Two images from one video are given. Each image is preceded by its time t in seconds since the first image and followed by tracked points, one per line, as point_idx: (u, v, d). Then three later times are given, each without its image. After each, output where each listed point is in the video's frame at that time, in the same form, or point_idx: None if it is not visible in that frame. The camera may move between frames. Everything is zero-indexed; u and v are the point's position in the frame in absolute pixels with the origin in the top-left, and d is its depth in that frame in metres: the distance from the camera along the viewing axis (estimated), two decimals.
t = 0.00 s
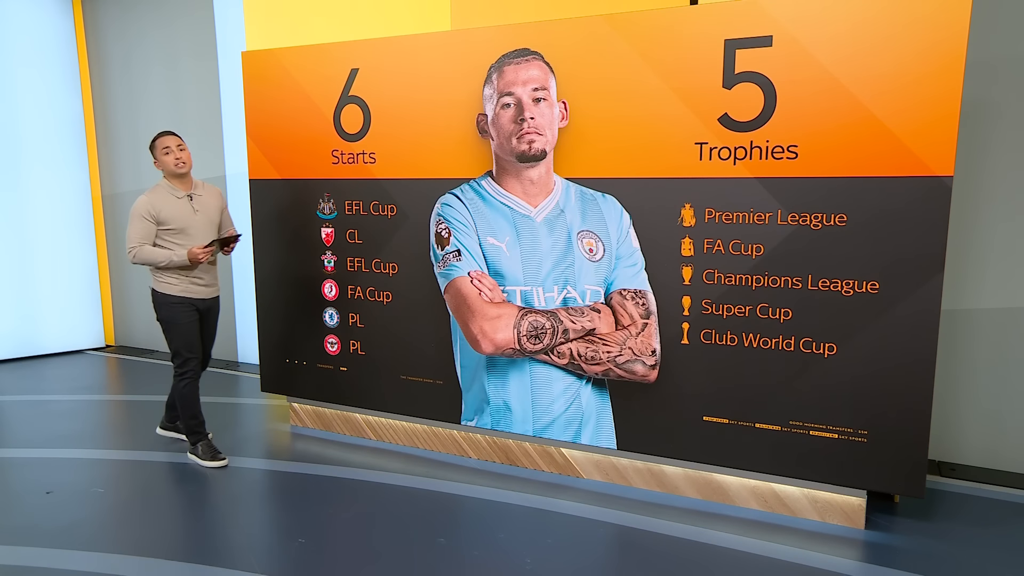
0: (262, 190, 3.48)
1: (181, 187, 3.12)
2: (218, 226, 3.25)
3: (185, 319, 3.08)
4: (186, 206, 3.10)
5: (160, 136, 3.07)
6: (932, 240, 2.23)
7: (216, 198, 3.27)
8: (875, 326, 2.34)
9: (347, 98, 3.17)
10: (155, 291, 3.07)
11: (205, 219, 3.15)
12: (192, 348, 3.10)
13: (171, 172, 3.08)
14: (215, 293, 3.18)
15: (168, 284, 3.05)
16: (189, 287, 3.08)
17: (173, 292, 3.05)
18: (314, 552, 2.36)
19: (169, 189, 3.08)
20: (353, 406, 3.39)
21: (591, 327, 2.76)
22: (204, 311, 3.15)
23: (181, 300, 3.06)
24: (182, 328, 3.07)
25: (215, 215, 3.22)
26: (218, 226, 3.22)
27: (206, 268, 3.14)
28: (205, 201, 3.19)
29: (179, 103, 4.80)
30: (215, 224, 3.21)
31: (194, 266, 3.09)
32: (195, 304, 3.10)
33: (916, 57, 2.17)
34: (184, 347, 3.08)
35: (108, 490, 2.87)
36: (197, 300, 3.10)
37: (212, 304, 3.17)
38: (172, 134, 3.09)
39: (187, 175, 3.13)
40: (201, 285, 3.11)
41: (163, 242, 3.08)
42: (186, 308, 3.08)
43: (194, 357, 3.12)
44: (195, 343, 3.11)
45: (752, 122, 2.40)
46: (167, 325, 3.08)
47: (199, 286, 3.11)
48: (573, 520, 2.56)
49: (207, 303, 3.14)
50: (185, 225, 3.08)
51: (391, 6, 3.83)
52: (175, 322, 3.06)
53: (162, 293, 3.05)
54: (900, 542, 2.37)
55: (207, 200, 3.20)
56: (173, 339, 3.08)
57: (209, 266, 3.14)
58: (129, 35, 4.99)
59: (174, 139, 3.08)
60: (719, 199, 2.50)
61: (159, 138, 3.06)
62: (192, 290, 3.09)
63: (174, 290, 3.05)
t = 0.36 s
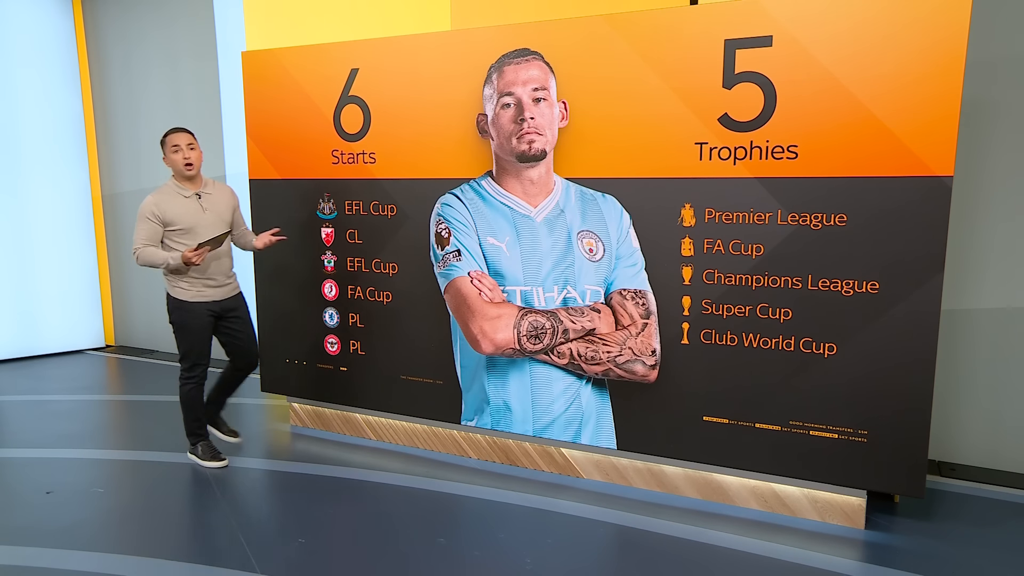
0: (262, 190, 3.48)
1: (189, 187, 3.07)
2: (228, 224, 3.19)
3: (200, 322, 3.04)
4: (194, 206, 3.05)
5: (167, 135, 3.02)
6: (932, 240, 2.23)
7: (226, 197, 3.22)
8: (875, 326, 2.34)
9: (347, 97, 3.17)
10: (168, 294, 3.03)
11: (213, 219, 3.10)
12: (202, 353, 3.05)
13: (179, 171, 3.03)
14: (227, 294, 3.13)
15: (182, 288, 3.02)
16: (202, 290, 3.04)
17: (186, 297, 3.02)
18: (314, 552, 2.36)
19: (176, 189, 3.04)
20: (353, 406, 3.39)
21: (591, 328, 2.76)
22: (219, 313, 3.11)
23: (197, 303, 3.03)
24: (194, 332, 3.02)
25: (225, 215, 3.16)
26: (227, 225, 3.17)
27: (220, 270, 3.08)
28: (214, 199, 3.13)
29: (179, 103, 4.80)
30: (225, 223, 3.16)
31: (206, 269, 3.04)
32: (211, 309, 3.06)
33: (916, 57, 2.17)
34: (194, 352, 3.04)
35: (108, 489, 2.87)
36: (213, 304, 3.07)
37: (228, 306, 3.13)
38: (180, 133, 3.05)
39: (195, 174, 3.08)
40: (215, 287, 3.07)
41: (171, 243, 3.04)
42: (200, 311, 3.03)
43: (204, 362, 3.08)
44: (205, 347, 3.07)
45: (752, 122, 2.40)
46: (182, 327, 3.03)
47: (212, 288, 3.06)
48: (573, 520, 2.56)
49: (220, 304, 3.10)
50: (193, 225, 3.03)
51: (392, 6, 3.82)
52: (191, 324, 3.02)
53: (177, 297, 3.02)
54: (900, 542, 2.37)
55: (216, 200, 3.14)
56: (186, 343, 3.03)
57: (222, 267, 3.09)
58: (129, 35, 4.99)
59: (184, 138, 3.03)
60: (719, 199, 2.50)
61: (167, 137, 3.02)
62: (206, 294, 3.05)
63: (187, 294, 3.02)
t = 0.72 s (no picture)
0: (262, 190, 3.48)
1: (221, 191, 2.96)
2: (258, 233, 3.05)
3: (214, 329, 2.95)
4: (222, 212, 2.93)
5: (207, 136, 2.92)
6: (932, 240, 2.23)
7: (260, 205, 3.08)
8: (875, 326, 2.34)
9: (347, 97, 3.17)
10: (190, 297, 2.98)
11: (242, 227, 2.97)
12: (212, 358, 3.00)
13: (214, 175, 2.93)
14: (249, 304, 3.01)
15: (203, 294, 2.94)
16: (221, 299, 2.94)
17: (205, 303, 2.94)
18: (315, 552, 2.36)
19: (207, 192, 2.94)
20: (353, 406, 3.39)
21: (591, 328, 2.76)
22: (240, 322, 3.01)
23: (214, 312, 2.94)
24: (206, 339, 2.96)
25: (254, 224, 3.03)
26: (256, 235, 3.03)
27: (243, 280, 2.96)
28: (245, 207, 3.00)
29: (179, 103, 4.80)
30: (254, 232, 3.02)
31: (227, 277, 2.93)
32: (230, 317, 2.96)
33: (916, 57, 2.17)
34: (207, 357, 2.99)
35: (108, 490, 2.87)
36: (232, 312, 2.97)
37: (250, 314, 3.02)
38: (222, 136, 2.94)
39: (230, 180, 2.96)
40: (236, 296, 2.96)
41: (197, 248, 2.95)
42: (216, 319, 2.94)
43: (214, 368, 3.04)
44: (216, 354, 3.00)
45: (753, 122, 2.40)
46: (196, 332, 2.98)
47: (231, 298, 2.95)
48: (573, 520, 2.56)
49: (240, 312, 2.99)
50: (218, 232, 2.92)
51: (392, 6, 3.82)
52: (205, 332, 2.95)
53: (196, 302, 2.96)
54: (900, 542, 2.37)
55: (248, 207, 3.01)
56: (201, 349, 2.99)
57: (243, 277, 2.95)
58: (129, 35, 4.99)
59: (222, 142, 2.92)
60: (719, 199, 2.50)
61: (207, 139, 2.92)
62: (224, 303, 2.95)
63: (205, 301, 2.94)
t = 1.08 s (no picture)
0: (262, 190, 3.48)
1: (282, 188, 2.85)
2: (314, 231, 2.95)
3: (273, 331, 2.82)
4: (286, 208, 2.82)
5: (275, 132, 2.84)
6: (932, 240, 2.24)
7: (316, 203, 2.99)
8: (875, 326, 2.34)
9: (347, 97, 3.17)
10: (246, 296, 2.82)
11: (304, 224, 2.87)
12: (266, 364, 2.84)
13: (283, 172, 2.85)
14: (307, 304, 2.91)
15: (261, 291, 2.80)
16: (284, 297, 2.82)
17: (264, 302, 2.80)
18: (315, 552, 2.36)
19: (269, 188, 2.82)
20: (353, 406, 3.39)
21: (591, 327, 2.76)
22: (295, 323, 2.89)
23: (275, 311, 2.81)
24: (262, 340, 2.81)
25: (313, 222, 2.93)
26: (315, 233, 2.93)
27: (302, 279, 2.86)
28: (306, 204, 2.90)
29: (179, 103, 4.80)
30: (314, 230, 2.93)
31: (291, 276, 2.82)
32: (288, 316, 2.84)
33: (916, 58, 2.17)
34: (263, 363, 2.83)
35: (109, 489, 2.87)
36: (291, 311, 2.85)
37: (304, 314, 2.90)
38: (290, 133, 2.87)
39: (293, 178, 2.88)
40: (296, 295, 2.85)
41: (256, 245, 2.81)
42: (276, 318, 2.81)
43: (268, 373, 2.86)
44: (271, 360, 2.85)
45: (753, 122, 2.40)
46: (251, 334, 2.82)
47: (292, 296, 2.84)
48: (574, 520, 2.56)
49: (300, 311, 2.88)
50: (283, 229, 2.80)
51: (392, 6, 3.82)
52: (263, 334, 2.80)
53: (255, 301, 2.80)
54: (900, 542, 2.37)
55: (308, 205, 2.91)
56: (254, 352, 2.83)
57: (303, 274, 2.86)
58: (129, 35, 4.99)
59: (293, 138, 2.85)
60: (718, 199, 2.50)
61: (278, 134, 2.83)
62: (287, 301, 2.83)
63: (268, 299, 2.80)
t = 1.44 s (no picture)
0: (262, 191, 3.48)
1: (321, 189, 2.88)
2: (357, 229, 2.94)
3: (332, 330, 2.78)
4: (326, 209, 2.83)
5: (310, 137, 2.91)
6: (931, 240, 2.23)
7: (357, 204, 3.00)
8: (876, 326, 2.34)
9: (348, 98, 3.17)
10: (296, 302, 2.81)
11: (346, 223, 2.87)
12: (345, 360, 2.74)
13: (321, 173, 2.90)
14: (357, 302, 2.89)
15: (311, 293, 2.79)
16: (335, 297, 2.80)
17: (315, 303, 2.78)
18: (315, 552, 2.36)
19: (309, 191, 2.84)
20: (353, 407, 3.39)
21: (591, 327, 2.76)
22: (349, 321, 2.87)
23: (330, 311, 2.79)
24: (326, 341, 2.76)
25: (356, 220, 2.92)
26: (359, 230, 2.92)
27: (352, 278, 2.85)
28: (345, 204, 2.91)
29: (179, 103, 4.80)
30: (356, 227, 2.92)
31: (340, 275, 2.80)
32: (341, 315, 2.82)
33: (917, 58, 2.16)
34: (337, 361, 2.74)
35: (109, 490, 2.87)
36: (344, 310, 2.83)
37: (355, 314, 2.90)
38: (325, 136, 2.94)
39: (331, 179, 2.92)
40: (346, 293, 2.84)
41: (302, 249, 2.82)
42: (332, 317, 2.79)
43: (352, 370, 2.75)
44: (348, 355, 2.76)
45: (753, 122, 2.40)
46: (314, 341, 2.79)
47: (342, 295, 2.82)
48: (574, 520, 2.56)
49: (351, 311, 2.87)
50: (325, 230, 2.80)
51: (392, 6, 3.82)
52: (322, 335, 2.77)
53: (307, 304, 2.78)
54: (900, 542, 2.37)
55: (348, 205, 2.92)
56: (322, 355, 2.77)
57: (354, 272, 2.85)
58: (128, 35, 4.99)
59: (329, 140, 2.92)
60: (719, 199, 2.50)
61: (314, 138, 2.90)
62: (339, 300, 2.81)
63: (320, 300, 2.78)
